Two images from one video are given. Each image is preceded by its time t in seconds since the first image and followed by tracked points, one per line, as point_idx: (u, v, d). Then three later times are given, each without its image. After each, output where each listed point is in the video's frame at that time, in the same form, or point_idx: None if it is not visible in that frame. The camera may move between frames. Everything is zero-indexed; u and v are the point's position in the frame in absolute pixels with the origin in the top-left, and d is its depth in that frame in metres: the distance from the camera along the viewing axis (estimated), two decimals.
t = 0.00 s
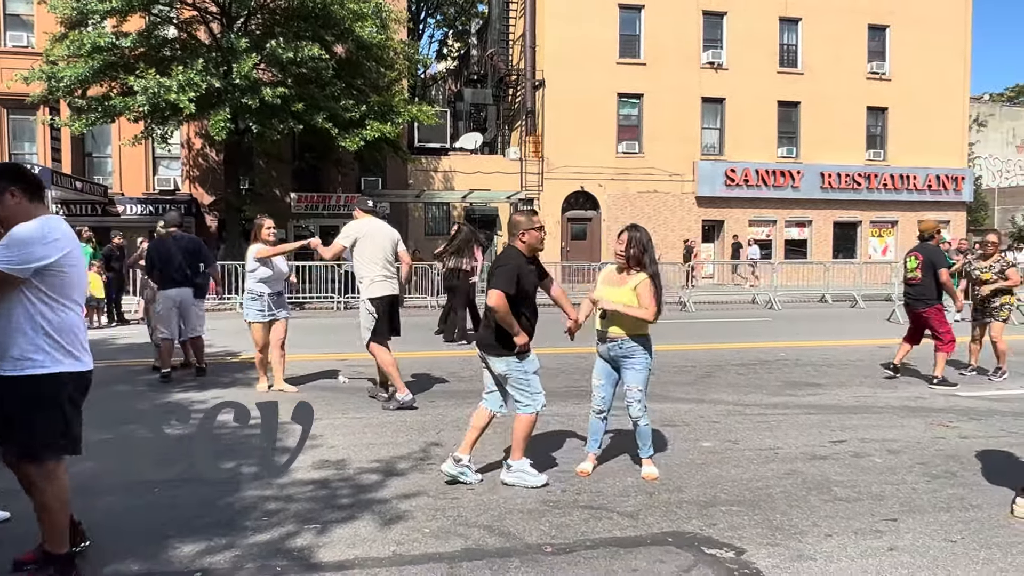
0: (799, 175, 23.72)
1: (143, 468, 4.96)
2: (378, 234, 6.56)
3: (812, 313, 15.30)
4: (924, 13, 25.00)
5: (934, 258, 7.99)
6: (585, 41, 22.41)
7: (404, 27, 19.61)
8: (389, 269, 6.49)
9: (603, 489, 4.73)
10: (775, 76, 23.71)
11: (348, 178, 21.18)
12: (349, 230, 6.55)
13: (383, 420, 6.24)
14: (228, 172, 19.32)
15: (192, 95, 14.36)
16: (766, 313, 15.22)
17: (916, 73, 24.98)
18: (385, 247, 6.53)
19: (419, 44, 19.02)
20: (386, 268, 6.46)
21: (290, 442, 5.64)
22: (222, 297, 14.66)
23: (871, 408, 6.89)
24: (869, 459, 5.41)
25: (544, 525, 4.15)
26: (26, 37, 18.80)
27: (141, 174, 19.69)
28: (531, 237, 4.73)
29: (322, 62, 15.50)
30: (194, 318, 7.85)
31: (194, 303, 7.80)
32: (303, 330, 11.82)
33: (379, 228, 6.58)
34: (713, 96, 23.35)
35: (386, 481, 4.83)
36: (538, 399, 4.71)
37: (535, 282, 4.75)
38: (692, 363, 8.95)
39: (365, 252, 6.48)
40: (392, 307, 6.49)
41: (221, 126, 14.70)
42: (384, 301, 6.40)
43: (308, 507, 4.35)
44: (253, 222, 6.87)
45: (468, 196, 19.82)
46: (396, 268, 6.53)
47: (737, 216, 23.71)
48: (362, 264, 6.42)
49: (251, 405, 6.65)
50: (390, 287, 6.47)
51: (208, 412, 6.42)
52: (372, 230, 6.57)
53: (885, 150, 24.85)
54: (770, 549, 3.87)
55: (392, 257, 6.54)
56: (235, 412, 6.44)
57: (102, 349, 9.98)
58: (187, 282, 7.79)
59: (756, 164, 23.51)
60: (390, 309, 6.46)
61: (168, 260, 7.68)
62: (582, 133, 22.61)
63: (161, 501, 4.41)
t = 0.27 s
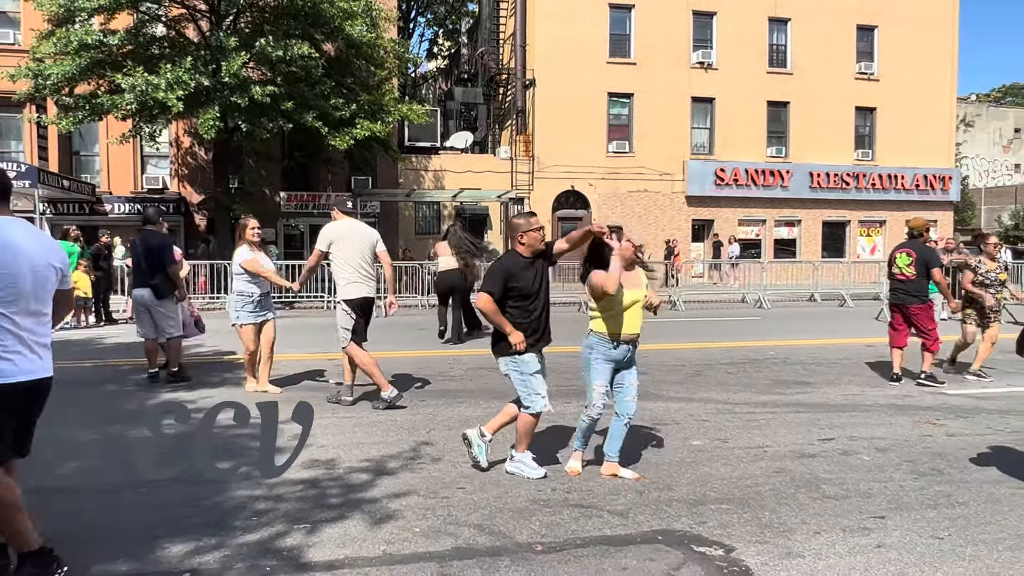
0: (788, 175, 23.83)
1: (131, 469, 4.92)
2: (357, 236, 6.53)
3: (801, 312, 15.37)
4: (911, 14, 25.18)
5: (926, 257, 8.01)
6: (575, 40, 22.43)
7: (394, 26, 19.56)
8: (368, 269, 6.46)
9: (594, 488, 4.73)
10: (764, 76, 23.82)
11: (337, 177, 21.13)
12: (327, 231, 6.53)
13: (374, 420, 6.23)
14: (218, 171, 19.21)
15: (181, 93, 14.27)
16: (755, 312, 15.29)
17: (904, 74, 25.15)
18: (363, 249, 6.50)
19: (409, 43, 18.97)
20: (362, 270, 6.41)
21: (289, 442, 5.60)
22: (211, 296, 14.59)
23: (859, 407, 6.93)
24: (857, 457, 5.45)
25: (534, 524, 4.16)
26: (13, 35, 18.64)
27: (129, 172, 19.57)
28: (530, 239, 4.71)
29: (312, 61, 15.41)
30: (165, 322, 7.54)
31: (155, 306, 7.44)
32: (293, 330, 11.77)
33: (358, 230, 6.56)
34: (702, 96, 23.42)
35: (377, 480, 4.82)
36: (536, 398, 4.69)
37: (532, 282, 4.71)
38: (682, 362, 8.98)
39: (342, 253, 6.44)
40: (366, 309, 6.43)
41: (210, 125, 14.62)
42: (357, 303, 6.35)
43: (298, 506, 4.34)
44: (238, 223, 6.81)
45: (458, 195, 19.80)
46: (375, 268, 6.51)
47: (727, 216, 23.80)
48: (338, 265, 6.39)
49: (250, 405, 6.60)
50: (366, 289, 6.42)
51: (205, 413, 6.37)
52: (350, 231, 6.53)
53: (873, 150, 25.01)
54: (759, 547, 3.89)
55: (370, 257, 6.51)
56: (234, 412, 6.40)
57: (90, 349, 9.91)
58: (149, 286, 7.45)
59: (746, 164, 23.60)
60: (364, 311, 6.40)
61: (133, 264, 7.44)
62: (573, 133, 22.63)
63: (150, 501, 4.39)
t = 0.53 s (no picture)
0: (776, 175, 23.94)
1: (117, 469, 4.89)
2: (330, 234, 6.36)
3: (788, 310, 15.48)
4: (898, 14, 25.34)
5: (918, 257, 8.07)
6: (565, 39, 22.45)
7: (383, 24, 19.51)
8: (341, 267, 6.31)
9: (584, 487, 4.74)
10: (753, 76, 23.91)
11: (327, 176, 21.09)
12: (298, 228, 6.35)
13: (363, 419, 6.21)
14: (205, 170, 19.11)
15: (168, 91, 14.20)
16: (744, 311, 15.37)
17: (891, 74, 25.31)
18: (336, 248, 6.34)
19: (399, 41, 18.93)
20: (334, 269, 6.24)
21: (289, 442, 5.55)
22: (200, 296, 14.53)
23: (847, 404, 6.98)
24: (845, 455, 5.48)
25: (524, 523, 4.16)
26: None
27: (116, 171, 19.43)
28: (533, 232, 4.83)
29: (301, 59, 15.34)
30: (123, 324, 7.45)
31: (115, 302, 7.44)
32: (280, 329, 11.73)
33: (332, 228, 6.39)
34: (692, 96, 23.49)
35: (366, 480, 4.81)
36: (523, 390, 4.76)
37: (527, 273, 4.82)
38: (671, 360, 9.01)
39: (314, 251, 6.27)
40: (336, 309, 6.30)
41: (198, 123, 14.54)
42: (327, 303, 6.20)
43: (286, 506, 4.32)
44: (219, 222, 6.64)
45: (448, 194, 19.79)
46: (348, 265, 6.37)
47: (716, 215, 23.89)
48: (309, 263, 6.22)
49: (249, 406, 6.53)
50: (338, 288, 6.27)
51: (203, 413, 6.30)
52: (322, 228, 6.37)
53: (861, 150, 25.16)
54: (748, 544, 3.91)
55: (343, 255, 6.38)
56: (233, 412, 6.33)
57: (76, 349, 9.83)
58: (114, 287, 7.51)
59: (735, 163, 23.69)
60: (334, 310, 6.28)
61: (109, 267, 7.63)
62: (563, 132, 22.65)
63: (136, 501, 4.36)
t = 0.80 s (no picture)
0: (765, 174, 24.05)
1: (104, 470, 4.85)
2: (299, 230, 6.27)
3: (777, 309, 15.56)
4: (885, 15, 25.52)
5: (905, 260, 8.17)
6: (554, 39, 22.46)
7: (373, 23, 19.46)
8: (309, 266, 6.20)
9: (573, 486, 4.74)
10: (741, 76, 24.02)
11: (315, 175, 21.02)
12: (266, 223, 6.25)
13: (352, 419, 6.19)
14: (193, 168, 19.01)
15: (155, 89, 14.12)
16: (732, 310, 15.44)
17: (878, 75, 25.49)
18: (305, 244, 6.23)
19: (388, 40, 18.88)
20: (299, 267, 6.12)
21: (288, 442, 5.52)
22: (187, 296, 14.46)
23: (834, 403, 7.02)
24: (833, 453, 5.51)
25: (513, 521, 4.16)
26: None
27: (102, 169, 19.29)
28: (540, 236, 5.01)
29: (289, 57, 15.27)
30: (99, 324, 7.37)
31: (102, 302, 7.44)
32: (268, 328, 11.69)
33: (301, 225, 6.28)
34: (681, 95, 23.57)
35: (355, 479, 4.79)
36: (512, 378, 4.98)
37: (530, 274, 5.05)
38: (660, 359, 9.03)
39: (280, 247, 6.18)
40: (300, 307, 6.17)
41: (185, 121, 14.46)
42: (288, 300, 6.09)
43: (275, 506, 4.30)
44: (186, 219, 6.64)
45: (437, 193, 19.78)
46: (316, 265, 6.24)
47: (705, 214, 23.97)
48: (275, 259, 6.13)
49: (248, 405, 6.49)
50: (303, 286, 6.16)
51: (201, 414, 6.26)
52: (293, 225, 6.27)
53: (848, 150, 25.32)
54: (736, 542, 3.92)
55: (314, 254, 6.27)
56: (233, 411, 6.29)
57: (62, 349, 9.75)
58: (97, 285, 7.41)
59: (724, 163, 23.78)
60: (297, 309, 6.15)
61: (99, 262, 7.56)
62: (552, 131, 22.66)
63: (123, 502, 4.33)
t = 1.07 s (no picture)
0: (752, 174, 24.17)
1: (89, 471, 4.81)
2: (276, 231, 6.13)
3: (763, 308, 15.64)
4: (870, 16, 25.71)
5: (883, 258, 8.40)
6: (542, 38, 22.47)
7: (360, 21, 19.39)
8: (287, 269, 6.04)
9: (561, 485, 4.74)
10: (729, 76, 24.12)
11: (303, 173, 20.93)
12: (240, 228, 6.13)
13: (339, 418, 6.16)
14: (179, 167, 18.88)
15: (140, 87, 14.01)
16: (719, 309, 15.51)
17: (864, 76, 25.68)
18: (282, 247, 6.07)
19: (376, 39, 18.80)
20: (273, 270, 5.97)
21: (287, 443, 5.48)
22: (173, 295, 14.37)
23: (820, 401, 7.07)
24: (819, 451, 5.55)
25: (501, 521, 4.16)
26: None
27: (87, 168, 19.12)
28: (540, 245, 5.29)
29: (276, 56, 15.18)
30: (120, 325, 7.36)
31: (114, 307, 7.31)
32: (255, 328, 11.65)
33: (276, 226, 6.13)
34: (668, 95, 23.65)
35: (342, 479, 4.77)
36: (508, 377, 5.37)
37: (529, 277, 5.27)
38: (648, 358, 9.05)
39: (255, 248, 6.04)
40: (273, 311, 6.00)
41: (171, 119, 14.36)
42: (259, 302, 5.94)
43: (261, 507, 4.28)
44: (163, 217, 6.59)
45: (425, 192, 19.75)
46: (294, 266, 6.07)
47: (693, 214, 24.06)
48: (251, 261, 6.00)
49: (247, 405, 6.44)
50: (277, 289, 5.99)
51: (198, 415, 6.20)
52: (268, 226, 6.12)
53: (835, 150, 25.50)
54: (723, 540, 3.94)
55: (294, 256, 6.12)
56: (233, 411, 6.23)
57: (45, 348, 9.65)
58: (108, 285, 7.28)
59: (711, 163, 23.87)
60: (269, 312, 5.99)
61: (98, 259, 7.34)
62: (540, 131, 22.67)
63: (108, 503, 4.29)
